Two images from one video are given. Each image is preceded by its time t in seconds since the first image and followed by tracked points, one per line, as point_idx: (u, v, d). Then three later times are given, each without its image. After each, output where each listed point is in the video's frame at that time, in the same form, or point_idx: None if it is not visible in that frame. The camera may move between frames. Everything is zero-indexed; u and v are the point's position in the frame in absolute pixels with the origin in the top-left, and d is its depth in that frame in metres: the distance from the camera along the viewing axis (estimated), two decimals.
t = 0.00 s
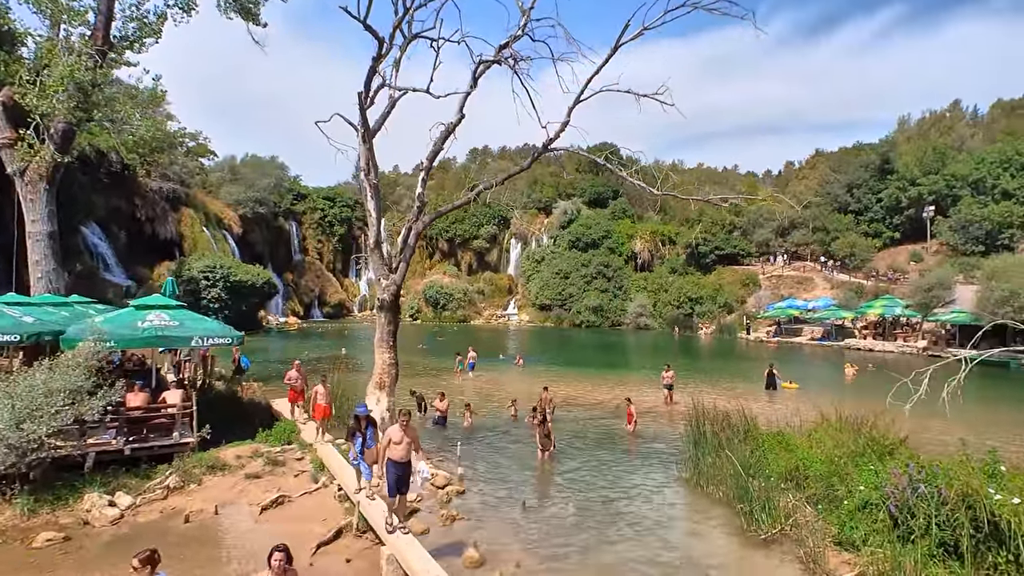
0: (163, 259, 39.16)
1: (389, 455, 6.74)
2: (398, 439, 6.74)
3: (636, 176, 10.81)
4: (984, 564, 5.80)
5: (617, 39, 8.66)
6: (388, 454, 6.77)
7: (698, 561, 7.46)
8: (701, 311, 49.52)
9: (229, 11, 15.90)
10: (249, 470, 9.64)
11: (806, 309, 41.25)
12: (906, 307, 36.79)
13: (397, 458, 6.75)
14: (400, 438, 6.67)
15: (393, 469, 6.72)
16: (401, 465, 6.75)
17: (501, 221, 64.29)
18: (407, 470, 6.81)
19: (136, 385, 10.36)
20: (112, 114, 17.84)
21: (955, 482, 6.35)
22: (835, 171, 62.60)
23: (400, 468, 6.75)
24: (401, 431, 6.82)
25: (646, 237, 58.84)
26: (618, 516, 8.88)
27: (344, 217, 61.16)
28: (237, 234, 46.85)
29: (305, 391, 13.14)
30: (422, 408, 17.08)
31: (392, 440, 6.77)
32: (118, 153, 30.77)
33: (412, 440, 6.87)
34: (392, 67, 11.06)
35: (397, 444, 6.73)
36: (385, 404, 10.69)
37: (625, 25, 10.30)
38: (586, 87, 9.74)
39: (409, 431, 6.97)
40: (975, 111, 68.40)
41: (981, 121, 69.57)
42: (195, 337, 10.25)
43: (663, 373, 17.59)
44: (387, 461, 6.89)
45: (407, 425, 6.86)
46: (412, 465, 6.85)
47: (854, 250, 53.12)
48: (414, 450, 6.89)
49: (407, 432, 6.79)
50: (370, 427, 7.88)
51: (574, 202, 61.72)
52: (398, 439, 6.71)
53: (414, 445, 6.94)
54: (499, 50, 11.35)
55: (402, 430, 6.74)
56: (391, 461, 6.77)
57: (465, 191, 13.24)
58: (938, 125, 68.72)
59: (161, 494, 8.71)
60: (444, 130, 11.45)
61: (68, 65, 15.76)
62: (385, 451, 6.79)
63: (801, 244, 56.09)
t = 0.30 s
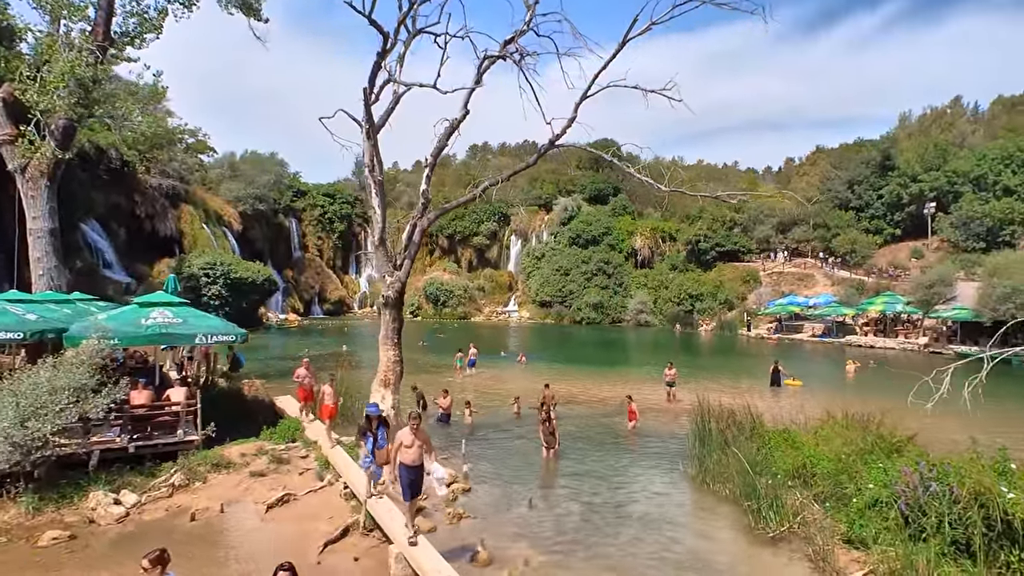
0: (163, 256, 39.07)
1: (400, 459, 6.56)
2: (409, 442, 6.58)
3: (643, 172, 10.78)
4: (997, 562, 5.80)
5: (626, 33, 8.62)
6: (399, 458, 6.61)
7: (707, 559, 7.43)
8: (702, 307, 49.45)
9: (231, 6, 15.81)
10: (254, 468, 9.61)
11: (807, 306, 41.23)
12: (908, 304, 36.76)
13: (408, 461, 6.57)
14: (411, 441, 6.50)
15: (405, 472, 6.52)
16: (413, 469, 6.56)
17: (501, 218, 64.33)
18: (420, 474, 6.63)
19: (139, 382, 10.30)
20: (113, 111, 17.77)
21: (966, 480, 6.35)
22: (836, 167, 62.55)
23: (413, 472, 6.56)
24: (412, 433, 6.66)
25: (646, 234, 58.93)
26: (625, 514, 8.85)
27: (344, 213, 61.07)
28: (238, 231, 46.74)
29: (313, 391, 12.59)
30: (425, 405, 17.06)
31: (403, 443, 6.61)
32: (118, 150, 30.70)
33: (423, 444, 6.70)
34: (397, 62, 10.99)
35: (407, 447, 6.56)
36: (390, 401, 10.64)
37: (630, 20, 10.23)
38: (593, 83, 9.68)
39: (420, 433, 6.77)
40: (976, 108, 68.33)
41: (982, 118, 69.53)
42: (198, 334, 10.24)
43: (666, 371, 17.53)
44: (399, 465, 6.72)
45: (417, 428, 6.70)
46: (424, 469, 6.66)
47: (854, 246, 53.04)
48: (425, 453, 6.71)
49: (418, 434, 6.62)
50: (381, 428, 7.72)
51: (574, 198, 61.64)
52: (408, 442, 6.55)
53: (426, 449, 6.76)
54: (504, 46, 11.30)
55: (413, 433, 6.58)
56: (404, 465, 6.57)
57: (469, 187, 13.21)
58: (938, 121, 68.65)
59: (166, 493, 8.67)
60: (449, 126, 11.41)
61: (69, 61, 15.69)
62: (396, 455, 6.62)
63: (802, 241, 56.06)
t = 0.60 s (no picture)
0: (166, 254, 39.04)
1: (418, 463, 6.44)
2: (425, 446, 6.45)
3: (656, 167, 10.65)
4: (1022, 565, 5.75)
5: (639, 27, 8.50)
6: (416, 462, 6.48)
7: (724, 561, 7.31)
8: (706, 305, 49.25)
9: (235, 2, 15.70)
10: (263, 468, 9.52)
11: (812, 304, 41.09)
12: (914, 302, 36.58)
13: (426, 465, 6.45)
14: (428, 444, 6.37)
15: (423, 475, 6.40)
16: (431, 471, 6.45)
17: (503, 216, 64.35)
18: (438, 478, 6.51)
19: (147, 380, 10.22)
20: (117, 108, 17.69)
21: (991, 481, 6.31)
22: (840, 165, 62.32)
23: (431, 475, 6.45)
24: (428, 436, 6.53)
25: (649, 231, 58.90)
26: (638, 514, 8.75)
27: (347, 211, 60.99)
28: (240, 229, 46.68)
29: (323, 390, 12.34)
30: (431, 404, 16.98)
31: (419, 446, 6.48)
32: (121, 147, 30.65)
33: (440, 446, 6.57)
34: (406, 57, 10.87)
35: (424, 450, 6.44)
36: (400, 399, 10.52)
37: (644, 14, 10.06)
38: (606, 78, 9.57)
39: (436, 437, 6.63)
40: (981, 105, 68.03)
41: (987, 114, 69.23)
42: (205, 332, 10.17)
43: (674, 369, 17.38)
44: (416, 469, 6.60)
45: (433, 431, 6.56)
46: (442, 471, 6.55)
47: (859, 244, 52.83)
48: (443, 455, 6.59)
49: (435, 438, 6.48)
50: (395, 430, 7.63)
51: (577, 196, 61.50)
52: (425, 445, 6.42)
53: (443, 451, 6.63)
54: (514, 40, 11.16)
55: (429, 436, 6.46)
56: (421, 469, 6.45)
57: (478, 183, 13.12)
58: (943, 118, 68.34)
59: (175, 492, 8.59)
60: (458, 122, 11.29)
61: (72, 58, 15.59)
62: (413, 459, 6.49)
63: (806, 238, 55.86)
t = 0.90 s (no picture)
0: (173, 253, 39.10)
1: (444, 469, 6.18)
2: (451, 451, 6.18)
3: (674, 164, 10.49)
4: None
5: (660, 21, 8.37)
6: (442, 467, 6.22)
7: (746, 563, 7.20)
8: (712, 304, 49.03)
9: None
10: (276, 467, 9.46)
11: (819, 303, 40.87)
12: (924, 300, 36.30)
13: (452, 471, 6.19)
14: (455, 449, 6.11)
15: (450, 483, 6.16)
16: (457, 477, 6.19)
17: (509, 214, 64.34)
18: (464, 484, 6.25)
19: (159, 379, 10.15)
20: (126, 107, 17.68)
21: None
22: (848, 162, 61.97)
23: (457, 482, 6.20)
24: (455, 441, 6.26)
25: (654, 230, 58.81)
26: (655, 515, 8.65)
27: (351, 210, 61.00)
28: (246, 227, 46.76)
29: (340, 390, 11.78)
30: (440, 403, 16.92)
31: (445, 451, 6.21)
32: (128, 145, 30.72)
33: (467, 451, 6.29)
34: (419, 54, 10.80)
35: (450, 456, 6.16)
36: (413, 398, 10.41)
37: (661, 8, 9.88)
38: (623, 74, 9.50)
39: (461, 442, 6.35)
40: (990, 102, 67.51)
41: (995, 111, 68.75)
42: (218, 331, 10.12)
43: (686, 369, 17.26)
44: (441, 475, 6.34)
45: (459, 436, 6.28)
46: (469, 478, 6.26)
47: (867, 242, 52.52)
48: (469, 461, 6.31)
49: (461, 443, 6.22)
50: (418, 432, 7.25)
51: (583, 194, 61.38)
52: (451, 451, 6.15)
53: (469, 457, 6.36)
54: (528, 36, 11.02)
55: (455, 441, 6.19)
56: (447, 475, 6.20)
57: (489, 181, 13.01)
58: (952, 115, 67.82)
59: (189, 492, 8.51)
60: (471, 119, 11.17)
61: (81, 55, 15.55)
62: (439, 464, 6.22)
63: (813, 237, 55.65)
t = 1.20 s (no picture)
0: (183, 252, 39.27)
1: (475, 472, 6.07)
2: (484, 454, 6.08)
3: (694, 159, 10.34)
4: None
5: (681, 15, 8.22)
6: (474, 470, 6.11)
7: (770, 565, 7.11)
8: (722, 302, 48.71)
9: None
10: (293, 466, 9.42)
11: (831, 301, 40.56)
12: (937, 298, 35.85)
13: (484, 475, 6.05)
14: (487, 451, 6.01)
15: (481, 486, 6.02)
16: (488, 482, 6.04)
17: (516, 213, 64.31)
18: (496, 490, 6.11)
19: (174, 377, 10.11)
20: (139, 106, 17.72)
21: None
22: (859, 159, 61.39)
23: (489, 486, 6.05)
24: (487, 444, 6.16)
25: (663, 227, 58.57)
26: (675, 516, 8.57)
27: (359, 208, 61.09)
28: (256, 226, 46.89)
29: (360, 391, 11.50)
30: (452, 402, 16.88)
31: (477, 454, 6.11)
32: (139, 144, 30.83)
33: (499, 456, 6.17)
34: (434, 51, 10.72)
35: (482, 458, 6.04)
36: (429, 397, 10.31)
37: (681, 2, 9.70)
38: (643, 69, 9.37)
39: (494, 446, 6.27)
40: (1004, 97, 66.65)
41: (1009, 107, 67.87)
42: (233, 329, 10.09)
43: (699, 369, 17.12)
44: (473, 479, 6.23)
45: (493, 439, 6.20)
46: (501, 483, 6.12)
47: (878, 240, 52.05)
48: (501, 466, 6.18)
49: (494, 446, 6.12)
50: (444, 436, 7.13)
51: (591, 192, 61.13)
52: (483, 453, 6.04)
53: (502, 462, 6.24)
54: (545, 32, 10.88)
55: (488, 443, 6.10)
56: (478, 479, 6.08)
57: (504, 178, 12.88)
58: (965, 111, 66.99)
59: (206, 491, 8.48)
60: (487, 115, 11.05)
61: (95, 54, 15.57)
62: (471, 467, 6.13)
63: (824, 234, 55.25)
